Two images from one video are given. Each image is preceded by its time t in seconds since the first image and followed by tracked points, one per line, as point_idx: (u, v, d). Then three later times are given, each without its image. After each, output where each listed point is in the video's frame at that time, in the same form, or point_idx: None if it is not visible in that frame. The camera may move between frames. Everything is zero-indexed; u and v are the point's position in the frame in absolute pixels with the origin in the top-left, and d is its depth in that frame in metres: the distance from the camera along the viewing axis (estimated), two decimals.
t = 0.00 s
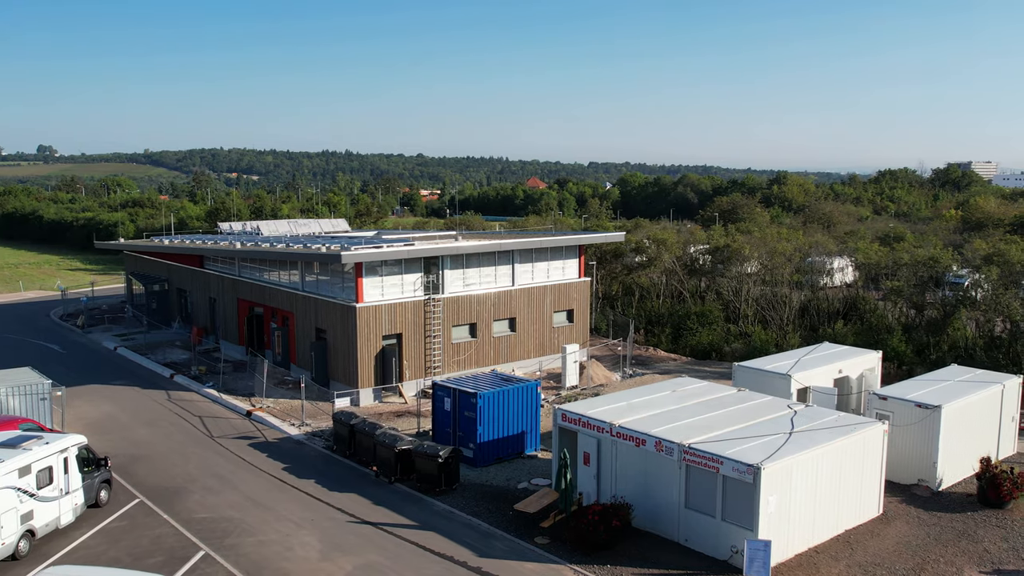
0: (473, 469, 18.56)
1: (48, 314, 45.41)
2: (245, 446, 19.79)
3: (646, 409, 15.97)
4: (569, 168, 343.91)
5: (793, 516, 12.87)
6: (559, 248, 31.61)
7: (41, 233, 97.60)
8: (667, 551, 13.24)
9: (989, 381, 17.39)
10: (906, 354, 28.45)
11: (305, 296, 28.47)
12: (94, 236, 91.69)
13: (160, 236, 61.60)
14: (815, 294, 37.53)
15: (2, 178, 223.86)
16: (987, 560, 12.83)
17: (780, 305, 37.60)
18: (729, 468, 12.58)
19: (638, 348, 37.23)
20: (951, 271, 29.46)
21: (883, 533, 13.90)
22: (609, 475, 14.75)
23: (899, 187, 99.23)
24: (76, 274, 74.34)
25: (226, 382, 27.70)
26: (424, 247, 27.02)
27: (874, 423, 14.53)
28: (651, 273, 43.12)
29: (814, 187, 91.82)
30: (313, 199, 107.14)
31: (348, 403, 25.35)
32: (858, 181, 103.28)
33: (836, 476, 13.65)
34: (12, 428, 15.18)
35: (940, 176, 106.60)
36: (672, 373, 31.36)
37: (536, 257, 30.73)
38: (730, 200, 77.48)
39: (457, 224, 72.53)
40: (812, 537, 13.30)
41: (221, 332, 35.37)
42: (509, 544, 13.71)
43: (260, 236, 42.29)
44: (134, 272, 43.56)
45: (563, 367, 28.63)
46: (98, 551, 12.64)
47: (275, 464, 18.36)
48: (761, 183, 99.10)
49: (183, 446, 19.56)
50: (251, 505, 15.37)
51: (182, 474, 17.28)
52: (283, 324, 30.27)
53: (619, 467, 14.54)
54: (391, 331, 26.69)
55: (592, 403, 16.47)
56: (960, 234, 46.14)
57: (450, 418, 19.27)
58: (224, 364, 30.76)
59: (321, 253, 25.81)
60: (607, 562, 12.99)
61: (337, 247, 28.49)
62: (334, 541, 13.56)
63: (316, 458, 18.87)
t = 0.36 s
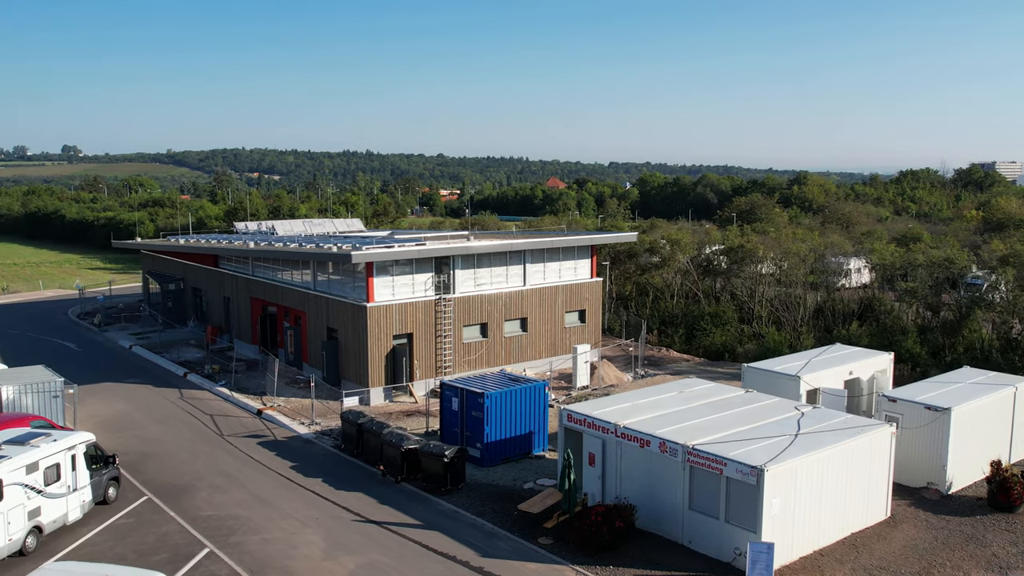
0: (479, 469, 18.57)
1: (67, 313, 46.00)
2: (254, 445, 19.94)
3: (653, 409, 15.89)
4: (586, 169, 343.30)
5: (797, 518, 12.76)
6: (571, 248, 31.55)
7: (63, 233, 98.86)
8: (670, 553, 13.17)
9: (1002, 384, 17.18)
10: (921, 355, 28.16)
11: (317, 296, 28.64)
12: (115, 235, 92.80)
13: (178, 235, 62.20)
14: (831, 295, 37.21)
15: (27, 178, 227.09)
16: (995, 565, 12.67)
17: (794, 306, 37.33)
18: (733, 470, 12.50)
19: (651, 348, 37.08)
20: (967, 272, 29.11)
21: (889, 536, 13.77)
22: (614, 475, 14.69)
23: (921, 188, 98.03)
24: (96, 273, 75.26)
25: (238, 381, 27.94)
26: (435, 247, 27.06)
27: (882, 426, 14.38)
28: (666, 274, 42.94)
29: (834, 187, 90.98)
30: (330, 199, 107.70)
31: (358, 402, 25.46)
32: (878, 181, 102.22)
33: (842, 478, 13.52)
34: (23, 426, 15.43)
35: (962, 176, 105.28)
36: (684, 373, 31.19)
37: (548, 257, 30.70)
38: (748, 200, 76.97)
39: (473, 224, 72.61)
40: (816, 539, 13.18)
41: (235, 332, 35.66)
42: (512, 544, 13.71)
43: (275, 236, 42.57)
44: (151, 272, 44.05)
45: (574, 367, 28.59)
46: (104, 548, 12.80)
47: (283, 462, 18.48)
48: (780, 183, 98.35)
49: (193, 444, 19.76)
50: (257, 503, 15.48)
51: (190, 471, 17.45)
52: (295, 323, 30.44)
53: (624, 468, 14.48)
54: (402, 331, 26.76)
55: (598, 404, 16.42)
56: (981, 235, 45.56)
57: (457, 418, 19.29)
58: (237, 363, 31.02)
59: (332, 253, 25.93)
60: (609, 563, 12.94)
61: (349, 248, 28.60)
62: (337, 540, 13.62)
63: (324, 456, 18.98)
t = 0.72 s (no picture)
0: (484, 469, 18.56)
1: (82, 312, 46.54)
2: (261, 443, 20.08)
3: (657, 410, 15.81)
4: (602, 169, 342.70)
5: (799, 520, 12.69)
6: (581, 248, 31.49)
7: (82, 232, 99.95)
8: (671, 554, 13.12)
9: (1012, 386, 17.00)
10: (934, 357, 27.89)
11: (326, 296, 28.78)
12: (132, 235, 93.72)
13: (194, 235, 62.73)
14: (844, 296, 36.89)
15: (48, 178, 229.85)
16: (1000, 568, 12.56)
17: (806, 307, 37.03)
18: (734, 471, 12.44)
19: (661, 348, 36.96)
20: (982, 273, 28.62)
21: (894, 539, 13.67)
22: (616, 476, 14.66)
23: (941, 188, 96.98)
24: (114, 272, 76.11)
25: (248, 379, 28.15)
26: (443, 247, 27.08)
27: (887, 428, 14.26)
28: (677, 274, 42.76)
29: (852, 187, 90.18)
30: (345, 199, 108.16)
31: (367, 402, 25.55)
32: (897, 182, 101.14)
33: (845, 481, 13.42)
34: (31, 423, 15.69)
35: (983, 177, 104.11)
36: (694, 374, 31.05)
37: (558, 257, 30.69)
38: (765, 201, 76.48)
39: (487, 225, 72.68)
40: (818, 542, 13.11)
41: (246, 331, 35.92)
42: (514, 544, 13.71)
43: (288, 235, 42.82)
44: (166, 271, 44.47)
45: (583, 367, 28.53)
46: (108, 544, 12.93)
47: (289, 461, 18.59)
48: (798, 183, 97.60)
49: (201, 442, 19.93)
50: (262, 501, 15.58)
51: (197, 469, 17.59)
52: (305, 322, 30.59)
53: (626, 469, 14.44)
54: (410, 331, 26.82)
55: (602, 404, 16.38)
56: (998, 236, 45.06)
57: (463, 418, 19.28)
58: (247, 362, 31.26)
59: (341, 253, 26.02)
60: (610, 564, 12.90)
61: (358, 247, 28.69)
62: (339, 539, 13.69)
63: (330, 456, 19.06)
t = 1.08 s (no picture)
0: (487, 469, 18.56)
1: (95, 310, 46.99)
2: (266, 442, 20.21)
3: (660, 411, 15.75)
4: (615, 169, 341.89)
5: (798, 522, 12.63)
6: (589, 248, 31.41)
7: (98, 231, 100.83)
8: (671, 555, 13.08)
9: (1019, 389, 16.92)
10: (944, 359, 27.66)
11: (334, 295, 28.89)
12: (148, 234, 94.43)
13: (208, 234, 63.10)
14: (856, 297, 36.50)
15: (67, 178, 232.15)
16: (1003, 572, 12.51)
17: (816, 308, 36.67)
18: (734, 472, 12.37)
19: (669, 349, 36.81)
20: (994, 274, 28.88)
21: (895, 542, 13.63)
22: (617, 477, 14.62)
23: (959, 188, 95.89)
24: (129, 271, 76.73)
25: (256, 378, 28.32)
26: (450, 247, 27.11)
27: (889, 431, 14.19)
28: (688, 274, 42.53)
29: (869, 188, 89.35)
30: (358, 199, 108.46)
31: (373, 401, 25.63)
32: (914, 183, 100.18)
33: (845, 483, 13.36)
34: (37, 421, 15.98)
35: (1001, 176, 102.97)
36: (702, 375, 30.90)
37: (565, 257, 30.64)
38: (779, 200, 75.92)
39: (499, 225, 72.71)
40: (818, 544, 13.05)
41: (256, 330, 36.13)
42: (513, 544, 13.72)
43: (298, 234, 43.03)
44: (178, 271, 44.83)
45: (590, 368, 28.48)
46: (110, 542, 13.10)
47: (294, 460, 18.70)
48: (815, 183, 96.87)
49: (206, 441, 20.09)
50: (264, 499, 15.69)
51: (201, 467, 17.74)
52: (314, 322, 30.72)
53: (626, 469, 14.40)
54: (417, 331, 26.87)
55: (605, 404, 16.34)
56: (1015, 236, 44.56)
57: (466, 418, 19.28)
58: (255, 361, 31.45)
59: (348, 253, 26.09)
60: (609, 564, 12.86)
61: (366, 247, 28.77)
62: (339, 537, 13.74)
63: (334, 454, 19.14)
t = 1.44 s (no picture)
0: (489, 468, 18.56)
1: (107, 309, 47.37)
2: (270, 441, 20.32)
3: (661, 411, 15.68)
4: (628, 169, 341.28)
5: (797, 523, 12.56)
6: (596, 248, 31.31)
7: (113, 231, 101.57)
8: (669, 556, 13.04)
9: None
10: (953, 361, 27.45)
11: (341, 294, 28.99)
12: (162, 234, 95.07)
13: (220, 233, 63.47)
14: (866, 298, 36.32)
15: (84, 178, 234.15)
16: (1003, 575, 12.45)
17: (826, 308, 36.39)
18: (731, 473, 12.32)
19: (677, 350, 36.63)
20: (1004, 276, 29.10)
21: (896, 545, 13.56)
22: (616, 477, 14.58)
23: (976, 189, 94.98)
24: (142, 271, 77.14)
25: (263, 377, 28.46)
26: (456, 246, 27.11)
27: (890, 433, 14.10)
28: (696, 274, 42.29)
29: (884, 188, 88.63)
30: (371, 199, 108.71)
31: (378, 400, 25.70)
32: (930, 183, 99.19)
33: (845, 484, 13.28)
34: (42, 419, 16.20)
35: (1018, 177, 102.06)
36: (710, 376, 30.69)
37: (571, 257, 30.59)
38: (792, 200, 75.43)
39: (508, 224, 72.68)
40: (818, 546, 12.98)
41: (264, 329, 36.30)
42: (512, 544, 13.71)
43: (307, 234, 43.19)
44: (188, 270, 45.14)
45: (595, 368, 28.40)
46: (110, 539, 13.23)
47: (297, 458, 18.79)
48: (830, 183, 96.27)
49: (210, 440, 20.22)
50: (265, 498, 15.78)
51: (204, 466, 17.86)
52: (320, 321, 30.83)
53: (625, 470, 14.37)
54: (422, 330, 26.88)
55: (606, 404, 16.30)
56: None
57: (469, 418, 19.24)
58: (262, 360, 31.61)
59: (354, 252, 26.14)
60: (606, 565, 12.83)
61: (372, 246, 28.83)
62: (338, 536, 13.80)
63: (337, 453, 19.22)
